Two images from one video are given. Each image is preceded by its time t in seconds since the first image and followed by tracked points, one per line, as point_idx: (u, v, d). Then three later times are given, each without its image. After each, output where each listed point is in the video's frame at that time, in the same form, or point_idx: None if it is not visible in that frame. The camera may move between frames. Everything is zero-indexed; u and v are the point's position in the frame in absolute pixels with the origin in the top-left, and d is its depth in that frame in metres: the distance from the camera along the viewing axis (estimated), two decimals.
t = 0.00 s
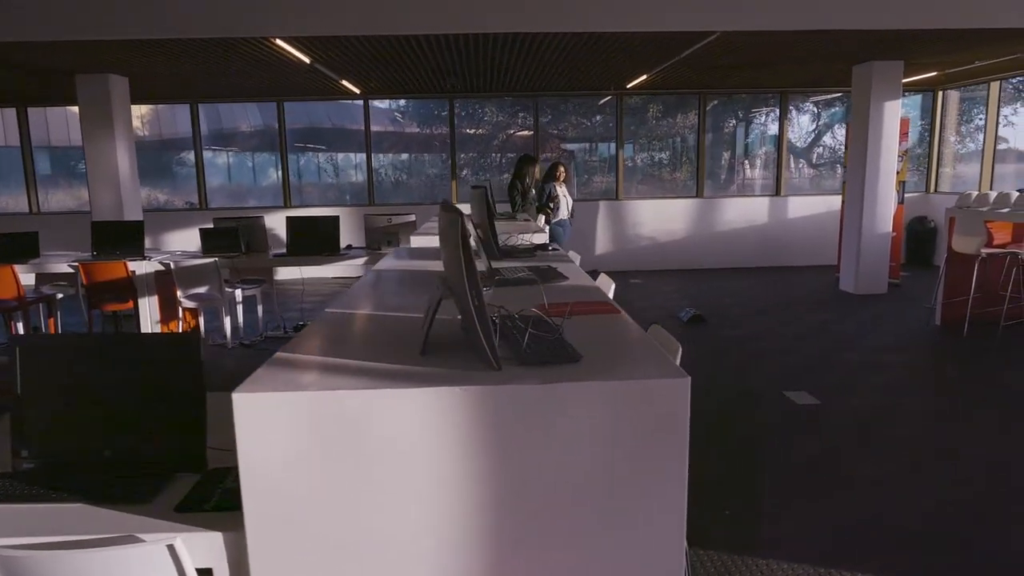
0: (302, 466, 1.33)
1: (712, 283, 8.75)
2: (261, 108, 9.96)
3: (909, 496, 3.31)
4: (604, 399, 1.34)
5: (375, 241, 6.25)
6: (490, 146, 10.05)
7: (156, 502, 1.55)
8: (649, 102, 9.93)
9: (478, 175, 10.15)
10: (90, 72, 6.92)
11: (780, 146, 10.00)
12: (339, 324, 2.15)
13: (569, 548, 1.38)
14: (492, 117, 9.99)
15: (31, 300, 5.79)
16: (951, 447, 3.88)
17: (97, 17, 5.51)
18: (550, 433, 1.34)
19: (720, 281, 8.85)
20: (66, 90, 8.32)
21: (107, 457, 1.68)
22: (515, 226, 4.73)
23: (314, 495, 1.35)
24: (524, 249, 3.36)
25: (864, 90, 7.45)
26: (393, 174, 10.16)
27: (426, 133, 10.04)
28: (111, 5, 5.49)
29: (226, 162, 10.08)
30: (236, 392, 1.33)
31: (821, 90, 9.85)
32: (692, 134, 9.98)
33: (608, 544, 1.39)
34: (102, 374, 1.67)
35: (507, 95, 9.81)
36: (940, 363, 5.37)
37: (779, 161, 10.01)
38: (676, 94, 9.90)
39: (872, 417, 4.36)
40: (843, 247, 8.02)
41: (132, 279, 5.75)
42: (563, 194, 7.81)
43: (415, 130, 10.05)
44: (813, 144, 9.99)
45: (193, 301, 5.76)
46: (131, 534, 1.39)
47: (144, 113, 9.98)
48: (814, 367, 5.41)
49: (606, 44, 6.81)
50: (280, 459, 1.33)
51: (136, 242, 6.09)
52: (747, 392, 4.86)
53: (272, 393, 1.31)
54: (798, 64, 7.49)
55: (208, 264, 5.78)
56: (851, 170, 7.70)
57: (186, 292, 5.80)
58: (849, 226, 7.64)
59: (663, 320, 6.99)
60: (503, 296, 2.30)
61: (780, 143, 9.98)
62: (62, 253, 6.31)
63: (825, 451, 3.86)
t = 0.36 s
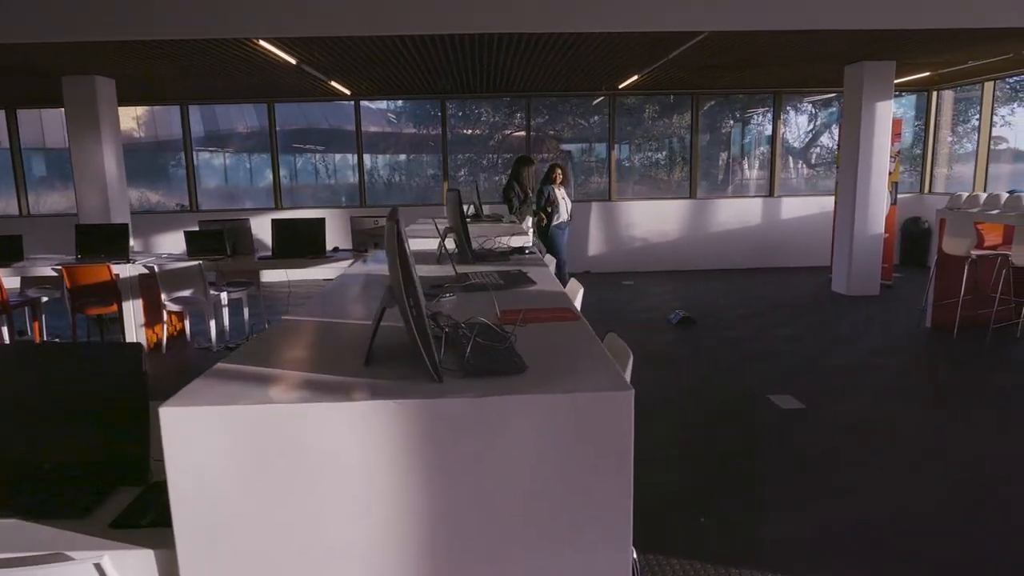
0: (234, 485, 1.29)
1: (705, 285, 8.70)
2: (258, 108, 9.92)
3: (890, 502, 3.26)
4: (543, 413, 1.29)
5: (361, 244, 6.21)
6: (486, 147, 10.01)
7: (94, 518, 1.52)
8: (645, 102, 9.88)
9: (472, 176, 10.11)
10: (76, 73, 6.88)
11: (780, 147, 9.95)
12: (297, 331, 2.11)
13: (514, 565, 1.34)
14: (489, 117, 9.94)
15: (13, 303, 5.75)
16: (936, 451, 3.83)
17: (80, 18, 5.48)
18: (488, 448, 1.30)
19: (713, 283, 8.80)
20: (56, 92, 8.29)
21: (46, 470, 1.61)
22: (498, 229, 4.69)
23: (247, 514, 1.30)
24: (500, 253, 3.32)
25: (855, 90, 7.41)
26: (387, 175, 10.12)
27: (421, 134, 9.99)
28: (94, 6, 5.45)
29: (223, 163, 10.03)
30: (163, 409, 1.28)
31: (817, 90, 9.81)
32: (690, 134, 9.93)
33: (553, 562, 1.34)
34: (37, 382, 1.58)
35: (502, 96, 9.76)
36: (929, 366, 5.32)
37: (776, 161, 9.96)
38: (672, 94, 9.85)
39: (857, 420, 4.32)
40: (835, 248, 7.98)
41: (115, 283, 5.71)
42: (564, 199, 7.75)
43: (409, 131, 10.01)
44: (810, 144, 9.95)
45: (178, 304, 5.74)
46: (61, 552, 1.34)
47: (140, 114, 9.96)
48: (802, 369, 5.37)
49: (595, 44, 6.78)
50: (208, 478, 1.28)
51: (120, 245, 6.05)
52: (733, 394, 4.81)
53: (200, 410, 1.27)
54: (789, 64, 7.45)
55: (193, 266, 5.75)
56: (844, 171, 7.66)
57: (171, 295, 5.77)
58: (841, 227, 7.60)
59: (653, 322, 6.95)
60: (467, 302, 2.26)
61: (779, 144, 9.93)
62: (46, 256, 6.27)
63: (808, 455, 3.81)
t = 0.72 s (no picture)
0: (157, 498, 1.25)
1: (696, 286, 8.66)
2: (255, 109, 9.88)
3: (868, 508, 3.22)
4: (477, 426, 1.26)
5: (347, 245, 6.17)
6: (482, 147, 9.96)
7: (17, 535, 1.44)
8: (641, 103, 9.84)
9: (466, 177, 10.07)
10: (63, 73, 6.84)
11: (778, 148, 9.91)
12: (253, 338, 2.06)
13: None
14: (486, 117, 9.90)
15: None
16: (918, 457, 3.79)
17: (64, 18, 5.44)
18: (420, 462, 1.26)
19: (705, 284, 8.76)
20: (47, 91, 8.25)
21: None
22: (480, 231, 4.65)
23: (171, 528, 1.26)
24: (474, 255, 3.28)
25: (846, 91, 7.39)
26: (380, 176, 10.07)
27: (415, 135, 9.95)
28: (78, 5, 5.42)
29: (219, 163, 9.99)
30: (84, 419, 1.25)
31: (814, 92, 9.78)
32: (686, 135, 9.89)
33: None
34: None
35: (498, 96, 9.72)
36: (916, 369, 5.28)
37: (771, 162, 9.93)
38: (669, 96, 9.81)
39: (841, 425, 4.27)
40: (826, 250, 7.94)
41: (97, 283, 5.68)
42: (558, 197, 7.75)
43: (403, 131, 9.97)
44: (807, 145, 9.92)
45: (161, 305, 5.70)
46: None
47: (137, 114, 9.92)
48: (788, 372, 5.32)
49: (584, 44, 6.74)
50: (129, 491, 1.24)
51: (104, 245, 6.01)
52: (717, 397, 4.76)
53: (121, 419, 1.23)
54: (780, 65, 7.42)
55: (176, 267, 5.71)
56: (835, 172, 7.63)
57: (155, 295, 5.75)
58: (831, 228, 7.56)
59: (642, 324, 6.90)
60: (427, 306, 2.21)
61: (776, 145, 9.90)
62: (30, 257, 6.23)
63: (789, 460, 3.76)
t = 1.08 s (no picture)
0: (71, 510, 1.22)
1: (687, 291, 8.62)
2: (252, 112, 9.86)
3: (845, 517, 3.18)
4: (404, 438, 1.22)
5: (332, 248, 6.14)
6: (477, 152, 9.93)
7: None
8: (637, 107, 9.82)
9: (460, 180, 10.03)
10: (49, 76, 6.82)
11: (774, 153, 9.91)
12: (207, 344, 2.04)
13: None
14: (483, 121, 9.87)
15: None
16: (898, 464, 3.75)
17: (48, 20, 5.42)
18: (345, 474, 1.23)
19: (696, 289, 8.72)
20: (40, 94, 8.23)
21: None
22: (462, 235, 4.62)
23: (88, 540, 1.23)
24: (447, 260, 3.25)
25: (836, 95, 7.38)
26: (375, 179, 10.04)
27: (410, 139, 9.92)
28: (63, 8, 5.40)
29: (216, 167, 9.96)
30: None
31: (809, 96, 9.76)
32: (683, 139, 9.86)
33: None
34: None
35: (493, 100, 9.70)
36: (902, 374, 5.25)
37: (765, 167, 9.91)
38: (665, 100, 9.80)
39: (823, 430, 4.23)
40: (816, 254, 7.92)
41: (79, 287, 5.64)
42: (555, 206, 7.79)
43: (398, 135, 9.95)
44: (803, 150, 9.92)
45: (143, 309, 5.67)
46: None
47: (133, 117, 9.89)
48: (773, 377, 5.28)
49: (571, 49, 6.73)
50: (43, 504, 1.21)
51: (87, 249, 5.97)
52: (700, 402, 4.73)
53: (36, 429, 1.20)
54: (770, 69, 7.41)
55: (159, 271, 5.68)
56: (825, 176, 7.61)
57: (137, 300, 5.71)
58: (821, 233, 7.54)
59: (630, 329, 6.86)
60: (385, 312, 2.17)
61: (773, 150, 9.89)
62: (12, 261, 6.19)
63: (769, 466, 3.72)
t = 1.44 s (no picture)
0: None
1: (675, 286, 8.60)
2: (246, 105, 9.78)
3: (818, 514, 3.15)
4: (324, 441, 1.19)
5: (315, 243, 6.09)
6: (471, 145, 9.87)
7: None
8: (630, 100, 9.77)
9: (452, 174, 9.97)
10: (29, 68, 6.76)
11: (770, 147, 9.87)
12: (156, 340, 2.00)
13: None
14: (478, 114, 9.81)
15: None
16: (875, 461, 3.72)
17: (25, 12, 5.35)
18: (266, 477, 1.21)
19: (684, 284, 8.70)
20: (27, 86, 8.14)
21: None
22: (441, 229, 4.57)
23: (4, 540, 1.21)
24: (418, 255, 3.21)
25: (824, 88, 7.33)
26: (367, 172, 9.97)
27: (404, 132, 9.86)
28: None
29: (209, 160, 9.89)
30: None
31: (804, 90, 9.71)
32: (678, 133, 9.82)
33: None
34: None
35: (487, 93, 9.64)
36: (883, 370, 5.23)
37: (756, 161, 9.87)
38: (661, 94, 9.74)
39: (801, 427, 4.21)
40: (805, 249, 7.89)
41: (59, 282, 5.60)
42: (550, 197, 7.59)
43: (390, 129, 9.88)
44: (797, 144, 9.88)
45: (124, 304, 5.63)
46: None
47: (126, 110, 9.81)
48: (754, 373, 5.26)
49: (558, 42, 6.68)
50: None
51: (67, 244, 5.93)
52: (679, 398, 4.70)
53: None
54: (760, 62, 7.36)
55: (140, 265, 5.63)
56: (813, 170, 7.57)
57: (117, 295, 5.67)
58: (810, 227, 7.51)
59: (615, 324, 6.83)
60: (338, 310, 2.13)
61: (769, 144, 9.85)
62: None
63: (745, 463, 3.70)
